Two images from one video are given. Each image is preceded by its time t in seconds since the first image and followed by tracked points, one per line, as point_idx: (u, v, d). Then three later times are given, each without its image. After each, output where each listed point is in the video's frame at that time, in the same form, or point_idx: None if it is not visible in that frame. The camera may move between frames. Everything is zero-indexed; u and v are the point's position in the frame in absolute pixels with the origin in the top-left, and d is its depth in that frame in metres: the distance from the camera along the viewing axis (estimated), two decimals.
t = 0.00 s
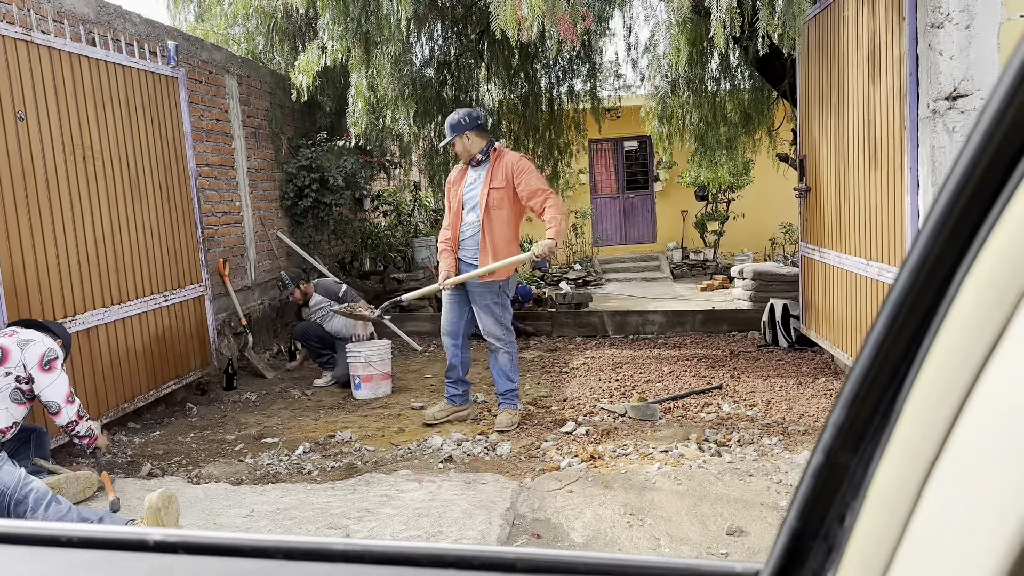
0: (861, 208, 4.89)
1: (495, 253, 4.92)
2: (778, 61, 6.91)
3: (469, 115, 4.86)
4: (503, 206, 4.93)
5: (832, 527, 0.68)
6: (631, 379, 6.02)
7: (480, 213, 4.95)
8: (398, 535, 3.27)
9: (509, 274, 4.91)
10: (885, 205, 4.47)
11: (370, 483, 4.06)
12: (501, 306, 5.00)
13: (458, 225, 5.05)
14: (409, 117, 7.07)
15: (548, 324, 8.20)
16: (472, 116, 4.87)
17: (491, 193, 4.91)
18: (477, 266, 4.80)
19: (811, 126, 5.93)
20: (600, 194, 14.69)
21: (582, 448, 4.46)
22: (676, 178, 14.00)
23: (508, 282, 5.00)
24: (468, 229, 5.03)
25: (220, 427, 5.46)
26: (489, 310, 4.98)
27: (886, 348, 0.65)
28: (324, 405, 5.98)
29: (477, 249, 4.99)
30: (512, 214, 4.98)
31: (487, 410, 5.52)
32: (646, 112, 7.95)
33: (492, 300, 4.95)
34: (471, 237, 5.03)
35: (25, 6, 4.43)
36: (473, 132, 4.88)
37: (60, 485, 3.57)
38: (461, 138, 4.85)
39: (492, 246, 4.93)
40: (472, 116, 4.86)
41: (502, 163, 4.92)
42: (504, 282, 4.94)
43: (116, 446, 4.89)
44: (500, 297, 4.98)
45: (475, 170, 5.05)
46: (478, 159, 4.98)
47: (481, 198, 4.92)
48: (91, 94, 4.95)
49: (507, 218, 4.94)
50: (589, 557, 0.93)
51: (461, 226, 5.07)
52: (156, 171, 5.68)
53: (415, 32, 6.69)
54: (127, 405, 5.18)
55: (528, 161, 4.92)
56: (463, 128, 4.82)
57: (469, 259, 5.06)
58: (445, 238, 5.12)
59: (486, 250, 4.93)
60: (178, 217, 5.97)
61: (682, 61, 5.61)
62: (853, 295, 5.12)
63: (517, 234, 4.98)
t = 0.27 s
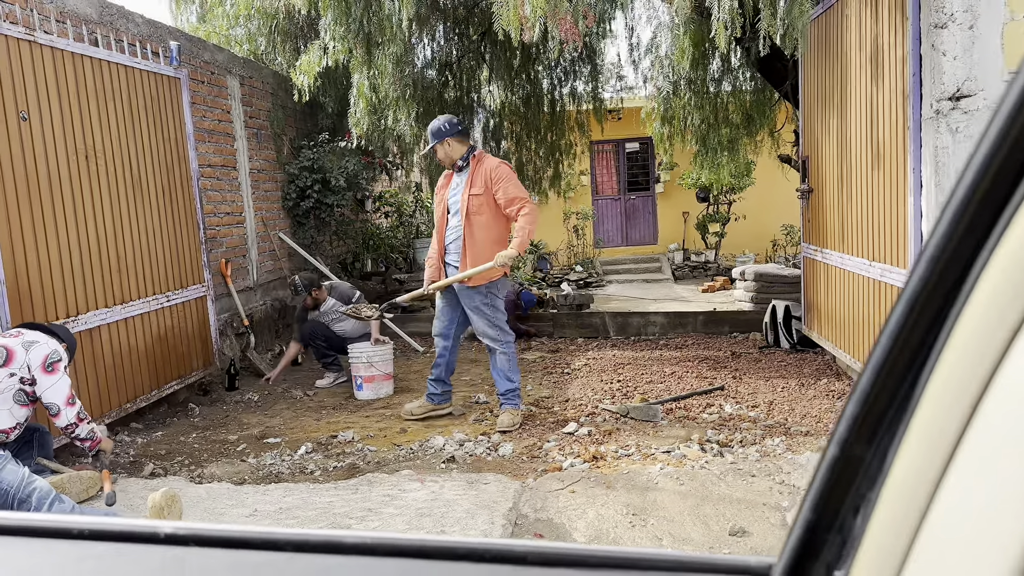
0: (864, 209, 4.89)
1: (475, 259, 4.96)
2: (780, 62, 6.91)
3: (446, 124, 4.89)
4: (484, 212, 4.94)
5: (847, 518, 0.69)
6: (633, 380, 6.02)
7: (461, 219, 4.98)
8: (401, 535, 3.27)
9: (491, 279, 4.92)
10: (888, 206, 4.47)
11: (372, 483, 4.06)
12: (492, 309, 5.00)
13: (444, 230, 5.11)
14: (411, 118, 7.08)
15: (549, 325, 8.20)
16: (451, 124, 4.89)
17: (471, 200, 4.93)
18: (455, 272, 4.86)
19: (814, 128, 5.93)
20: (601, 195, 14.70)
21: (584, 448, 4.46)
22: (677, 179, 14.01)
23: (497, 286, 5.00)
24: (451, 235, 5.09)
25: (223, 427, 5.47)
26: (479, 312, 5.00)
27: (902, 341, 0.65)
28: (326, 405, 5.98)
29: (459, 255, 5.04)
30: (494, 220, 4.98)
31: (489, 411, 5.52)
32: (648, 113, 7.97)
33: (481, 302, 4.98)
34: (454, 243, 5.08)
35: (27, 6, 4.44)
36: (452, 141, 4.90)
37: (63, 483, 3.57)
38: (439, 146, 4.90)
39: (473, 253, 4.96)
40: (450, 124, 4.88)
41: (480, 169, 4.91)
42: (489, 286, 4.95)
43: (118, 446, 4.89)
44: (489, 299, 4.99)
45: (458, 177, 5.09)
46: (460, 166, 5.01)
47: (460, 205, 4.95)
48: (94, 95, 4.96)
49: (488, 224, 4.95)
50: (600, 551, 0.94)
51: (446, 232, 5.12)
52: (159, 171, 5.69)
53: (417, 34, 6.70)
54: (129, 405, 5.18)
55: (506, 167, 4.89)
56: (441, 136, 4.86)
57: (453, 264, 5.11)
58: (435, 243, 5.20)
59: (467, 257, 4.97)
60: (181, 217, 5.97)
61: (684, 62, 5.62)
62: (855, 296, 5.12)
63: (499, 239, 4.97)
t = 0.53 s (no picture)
0: (874, 212, 4.87)
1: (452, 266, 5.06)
2: (788, 63, 6.89)
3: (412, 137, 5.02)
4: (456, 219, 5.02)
5: (855, 523, 0.69)
6: (641, 382, 6.01)
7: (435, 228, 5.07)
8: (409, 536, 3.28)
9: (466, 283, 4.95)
10: (897, 208, 4.46)
11: (380, 484, 4.07)
12: (473, 309, 5.02)
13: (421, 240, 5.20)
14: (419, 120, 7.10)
15: (557, 327, 8.20)
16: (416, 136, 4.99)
17: (443, 209, 5.03)
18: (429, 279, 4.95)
19: (822, 130, 5.92)
20: (609, 197, 14.69)
21: (591, 450, 4.46)
22: (685, 181, 13.99)
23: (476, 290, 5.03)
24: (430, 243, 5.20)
25: (231, 428, 5.49)
26: (462, 314, 5.03)
27: (910, 348, 0.66)
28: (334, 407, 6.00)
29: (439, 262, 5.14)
30: (466, 227, 5.04)
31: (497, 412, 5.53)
32: (656, 115, 7.96)
33: (461, 304, 5.00)
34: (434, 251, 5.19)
35: (40, 9, 4.47)
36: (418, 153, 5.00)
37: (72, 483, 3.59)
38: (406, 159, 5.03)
39: (450, 259, 5.07)
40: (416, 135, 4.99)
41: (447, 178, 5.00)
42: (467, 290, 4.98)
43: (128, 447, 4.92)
44: (469, 301, 5.01)
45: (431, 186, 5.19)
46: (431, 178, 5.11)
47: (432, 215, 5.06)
48: (104, 97, 4.99)
49: (460, 231, 5.02)
50: (612, 553, 0.95)
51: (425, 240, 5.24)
52: (168, 173, 5.72)
53: (425, 36, 6.71)
54: (139, 405, 5.21)
55: (471, 175, 4.96)
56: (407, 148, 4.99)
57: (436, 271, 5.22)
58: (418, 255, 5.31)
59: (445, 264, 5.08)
60: (190, 219, 6.00)
61: (692, 64, 5.61)
62: (864, 299, 5.11)
63: (472, 245, 5.02)
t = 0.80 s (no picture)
0: (884, 215, 4.85)
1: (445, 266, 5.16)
2: (798, 66, 6.88)
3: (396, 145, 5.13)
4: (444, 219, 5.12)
5: (861, 527, 0.69)
6: (649, 385, 6.01)
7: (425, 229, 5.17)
8: (418, 538, 3.29)
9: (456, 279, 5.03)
10: (907, 211, 4.45)
11: (389, 487, 4.08)
12: (457, 307, 5.06)
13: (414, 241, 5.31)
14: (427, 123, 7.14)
15: (566, 329, 8.20)
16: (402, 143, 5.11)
17: (432, 211, 5.13)
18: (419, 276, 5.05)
19: (832, 133, 5.90)
20: (618, 200, 14.68)
21: (600, 453, 4.46)
22: (694, 183, 13.97)
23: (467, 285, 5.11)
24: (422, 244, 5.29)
25: (241, 430, 5.51)
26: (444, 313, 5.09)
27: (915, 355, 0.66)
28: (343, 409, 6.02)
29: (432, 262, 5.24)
30: (455, 226, 5.15)
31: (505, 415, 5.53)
32: (665, 118, 7.96)
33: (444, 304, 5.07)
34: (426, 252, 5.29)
35: (53, 14, 4.52)
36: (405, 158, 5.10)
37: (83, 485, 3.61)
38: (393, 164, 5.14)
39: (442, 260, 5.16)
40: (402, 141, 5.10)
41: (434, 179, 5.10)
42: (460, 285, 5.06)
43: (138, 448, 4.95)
44: (455, 298, 5.05)
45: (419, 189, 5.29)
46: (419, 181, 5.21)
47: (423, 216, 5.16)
48: (116, 101, 5.03)
49: (449, 231, 5.11)
50: (620, 558, 0.96)
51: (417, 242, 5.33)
52: (179, 176, 5.76)
53: (434, 39, 6.73)
54: (149, 407, 5.24)
55: (458, 175, 5.06)
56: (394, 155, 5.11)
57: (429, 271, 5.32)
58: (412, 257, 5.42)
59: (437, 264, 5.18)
60: (201, 222, 6.04)
61: (701, 67, 5.61)
62: (874, 303, 5.09)
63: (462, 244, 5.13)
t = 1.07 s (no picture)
0: (893, 218, 4.83)
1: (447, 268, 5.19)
2: (806, 68, 6.87)
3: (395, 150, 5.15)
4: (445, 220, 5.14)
5: (867, 533, 0.69)
6: (658, 388, 5.99)
7: (426, 231, 5.19)
8: (426, 540, 3.29)
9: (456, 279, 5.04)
10: (916, 213, 4.43)
11: (398, 489, 4.09)
12: (460, 310, 5.09)
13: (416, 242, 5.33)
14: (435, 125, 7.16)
15: (574, 332, 8.19)
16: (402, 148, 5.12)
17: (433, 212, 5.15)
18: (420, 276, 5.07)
19: (841, 135, 5.89)
20: (626, 202, 14.67)
21: (608, 456, 4.46)
22: (703, 186, 13.95)
23: (469, 285, 5.12)
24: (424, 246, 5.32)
25: (251, 432, 5.53)
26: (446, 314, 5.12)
27: (922, 361, 0.66)
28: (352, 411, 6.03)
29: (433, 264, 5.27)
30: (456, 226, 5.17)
31: (514, 418, 5.53)
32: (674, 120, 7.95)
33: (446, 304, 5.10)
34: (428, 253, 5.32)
35: (64, 18, 4.55)
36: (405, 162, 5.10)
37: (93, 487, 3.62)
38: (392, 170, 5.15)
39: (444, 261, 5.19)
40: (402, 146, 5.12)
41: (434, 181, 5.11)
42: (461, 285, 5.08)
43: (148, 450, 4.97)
44: (458, 300, 5.08)
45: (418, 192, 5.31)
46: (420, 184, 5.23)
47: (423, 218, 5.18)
48: (127, 104, 5.07)
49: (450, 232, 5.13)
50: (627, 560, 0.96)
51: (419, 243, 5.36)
52: (190, 180, 5.79)
53: (443, 42, 6.75)
54: (159, 409, 5.26)
55: (458, 176, 5.07)
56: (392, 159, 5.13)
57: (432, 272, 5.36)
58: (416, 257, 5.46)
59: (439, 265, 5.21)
60: (211, 225, 6.07)
61: (709, 69, 5.61)
62: (884, 305, 5.07)
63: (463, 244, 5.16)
